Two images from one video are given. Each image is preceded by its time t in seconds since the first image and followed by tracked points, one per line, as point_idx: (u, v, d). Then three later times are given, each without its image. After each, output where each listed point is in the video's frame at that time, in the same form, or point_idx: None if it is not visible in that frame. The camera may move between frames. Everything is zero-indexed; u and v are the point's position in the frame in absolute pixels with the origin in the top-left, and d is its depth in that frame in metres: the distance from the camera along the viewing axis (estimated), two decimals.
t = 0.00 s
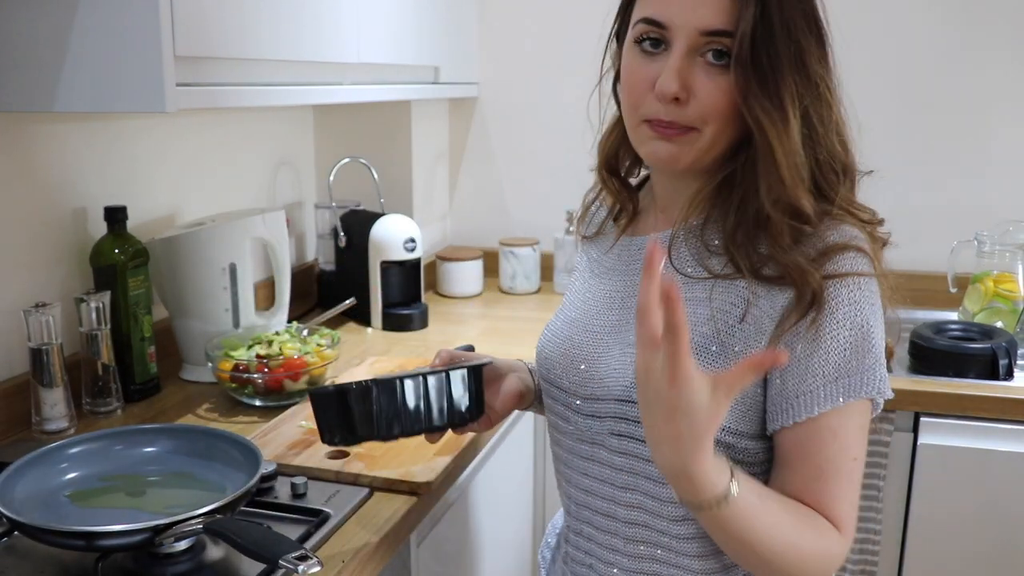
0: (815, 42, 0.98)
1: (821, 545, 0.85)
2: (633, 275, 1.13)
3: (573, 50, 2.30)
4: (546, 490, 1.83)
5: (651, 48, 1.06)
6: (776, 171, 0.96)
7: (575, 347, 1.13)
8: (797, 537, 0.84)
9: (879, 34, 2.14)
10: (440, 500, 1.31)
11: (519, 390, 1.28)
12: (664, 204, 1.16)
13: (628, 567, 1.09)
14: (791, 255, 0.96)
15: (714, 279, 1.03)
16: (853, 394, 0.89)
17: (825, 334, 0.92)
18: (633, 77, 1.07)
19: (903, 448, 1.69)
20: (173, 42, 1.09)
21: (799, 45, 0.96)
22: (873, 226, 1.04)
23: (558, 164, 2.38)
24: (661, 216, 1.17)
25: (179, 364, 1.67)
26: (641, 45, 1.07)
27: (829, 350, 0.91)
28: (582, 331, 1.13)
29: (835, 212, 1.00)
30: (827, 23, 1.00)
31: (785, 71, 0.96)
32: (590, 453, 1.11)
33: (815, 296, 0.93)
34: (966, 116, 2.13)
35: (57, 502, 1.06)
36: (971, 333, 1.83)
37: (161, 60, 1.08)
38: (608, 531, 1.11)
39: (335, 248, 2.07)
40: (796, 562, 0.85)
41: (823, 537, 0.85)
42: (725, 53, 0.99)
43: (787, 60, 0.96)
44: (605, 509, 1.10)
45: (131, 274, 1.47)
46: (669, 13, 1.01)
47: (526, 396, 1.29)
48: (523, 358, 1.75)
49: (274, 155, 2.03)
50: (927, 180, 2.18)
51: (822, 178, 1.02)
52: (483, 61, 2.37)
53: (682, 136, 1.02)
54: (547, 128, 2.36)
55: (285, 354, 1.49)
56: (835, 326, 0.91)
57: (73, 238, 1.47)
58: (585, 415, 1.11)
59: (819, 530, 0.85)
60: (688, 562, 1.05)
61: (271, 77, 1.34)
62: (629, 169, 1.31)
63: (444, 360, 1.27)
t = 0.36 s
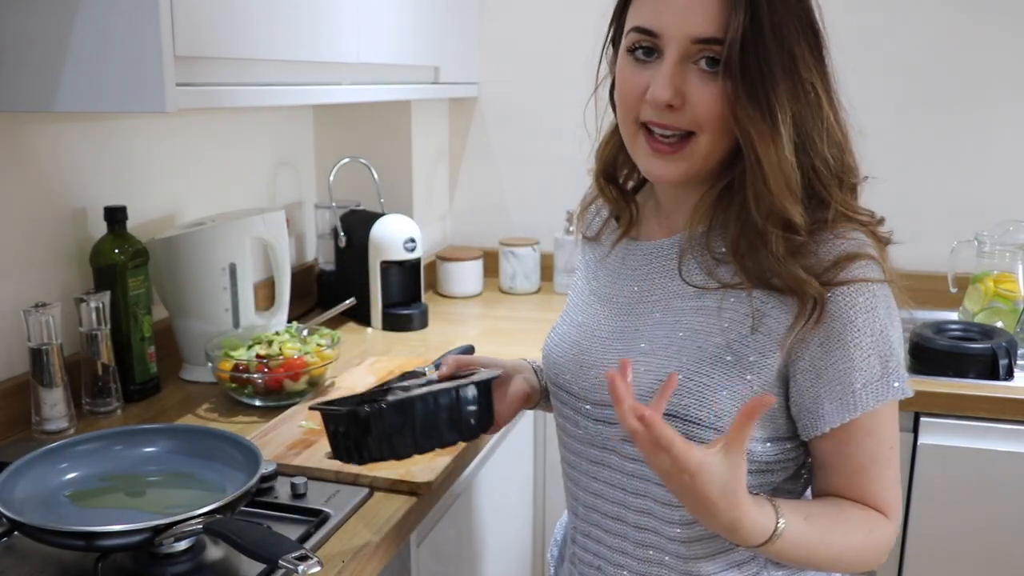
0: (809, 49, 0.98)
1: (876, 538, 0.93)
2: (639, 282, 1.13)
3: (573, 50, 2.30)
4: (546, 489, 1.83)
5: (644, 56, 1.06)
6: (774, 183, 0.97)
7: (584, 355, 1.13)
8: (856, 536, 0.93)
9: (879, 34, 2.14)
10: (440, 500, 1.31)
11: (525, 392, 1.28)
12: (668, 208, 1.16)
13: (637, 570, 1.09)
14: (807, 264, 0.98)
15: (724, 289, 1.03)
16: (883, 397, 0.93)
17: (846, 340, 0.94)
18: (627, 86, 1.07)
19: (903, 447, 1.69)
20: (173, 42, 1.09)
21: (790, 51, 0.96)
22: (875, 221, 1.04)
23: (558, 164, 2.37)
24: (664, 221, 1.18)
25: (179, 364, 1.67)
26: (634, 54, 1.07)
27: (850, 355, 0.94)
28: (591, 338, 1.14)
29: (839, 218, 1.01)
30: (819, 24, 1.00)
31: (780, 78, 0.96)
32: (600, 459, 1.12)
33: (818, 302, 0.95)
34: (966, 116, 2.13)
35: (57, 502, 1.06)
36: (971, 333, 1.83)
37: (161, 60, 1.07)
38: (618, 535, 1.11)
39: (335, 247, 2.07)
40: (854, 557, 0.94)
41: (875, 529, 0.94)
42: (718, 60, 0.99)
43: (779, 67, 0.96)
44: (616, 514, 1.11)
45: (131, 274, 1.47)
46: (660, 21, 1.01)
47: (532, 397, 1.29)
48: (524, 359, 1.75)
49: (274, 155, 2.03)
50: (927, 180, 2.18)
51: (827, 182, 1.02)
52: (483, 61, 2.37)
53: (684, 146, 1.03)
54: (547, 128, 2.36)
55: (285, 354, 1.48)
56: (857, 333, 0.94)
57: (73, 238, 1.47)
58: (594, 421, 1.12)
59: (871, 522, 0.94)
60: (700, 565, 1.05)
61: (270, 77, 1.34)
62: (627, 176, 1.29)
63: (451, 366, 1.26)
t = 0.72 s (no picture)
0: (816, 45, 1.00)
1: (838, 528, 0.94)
2: (648, 272, 1.14)
3: (573, 50, 2.30)
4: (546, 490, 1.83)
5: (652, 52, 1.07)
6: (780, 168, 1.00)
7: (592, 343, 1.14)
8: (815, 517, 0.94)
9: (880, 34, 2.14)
10: (439, 501, 1.31)
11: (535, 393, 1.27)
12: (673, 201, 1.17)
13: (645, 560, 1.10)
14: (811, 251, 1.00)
15: (732, 278, 1.05)
16: (870, 385, 0.95)
17: (844, 327, 0.96)
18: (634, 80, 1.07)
19: (903, 447, 1.69)
20: (173, 43, 1.09)
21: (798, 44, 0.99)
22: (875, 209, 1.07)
23: (558, 164, 2.37)
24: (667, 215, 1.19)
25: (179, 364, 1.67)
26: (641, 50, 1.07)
27: (847, 340, 0.96)
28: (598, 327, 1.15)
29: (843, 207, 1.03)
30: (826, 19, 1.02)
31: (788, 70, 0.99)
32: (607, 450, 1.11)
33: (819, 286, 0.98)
34: (965, 116, 2.13)
35: (57, 502, 1.06)
36: (971, 333, 1.83)
37: (161, 61, 1.07)
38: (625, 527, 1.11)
39: (334, 248, 2.07)
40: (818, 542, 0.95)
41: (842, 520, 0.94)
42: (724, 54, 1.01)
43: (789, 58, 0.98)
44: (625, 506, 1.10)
45: (132, 274, 1.47)
46: (666, 14, 1.02)
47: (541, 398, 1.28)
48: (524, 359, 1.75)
49: (274, 155, 2.03)
50: (927, 180, 2.18)
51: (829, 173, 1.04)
52: (482, 62, 2.37)
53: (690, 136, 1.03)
54: (547, 128, 2.36)
55: (285, 354, 1.48)
56: (854, 320, 0.96)
57: (73, 238, 1.47)
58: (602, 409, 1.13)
59: (837, 509, 0.94)
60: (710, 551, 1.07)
61: (270, 77, 1.34)
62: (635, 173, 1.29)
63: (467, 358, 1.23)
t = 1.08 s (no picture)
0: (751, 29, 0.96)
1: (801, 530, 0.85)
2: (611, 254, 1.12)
3: (573, 50, 2.30)
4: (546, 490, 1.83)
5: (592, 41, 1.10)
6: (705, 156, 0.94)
7: (551, 322, 1.14)
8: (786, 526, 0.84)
9: (880, 35, 2.14)
10: (439, 500, 1.31)
11: (477, 357, 1.31)
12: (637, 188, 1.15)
13: (585, 536, 1.09)
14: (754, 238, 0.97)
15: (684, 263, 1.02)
16: (819, 377, 0.89)
17: (795, 316, 0.92)
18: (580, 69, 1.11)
19: (903, 447, 1.69)
20: (173, 44, 1.09)
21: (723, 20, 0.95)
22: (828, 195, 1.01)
23: (558, 164, 2.37)
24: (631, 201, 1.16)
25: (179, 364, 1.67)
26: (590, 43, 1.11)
27: (803, 330, 0.91)
28: (556, 307, 1.15)
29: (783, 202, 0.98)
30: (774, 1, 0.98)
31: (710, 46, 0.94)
32: (556, 422, 1.12)
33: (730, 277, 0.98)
34: (966, 116, 2.13)
35: (57, 502, 1.06)
36: (971, 333, 1.83)
37: (161, 62, 1.07)
38: (570, 502, 1.10)
39: (334, 248, 2.06)
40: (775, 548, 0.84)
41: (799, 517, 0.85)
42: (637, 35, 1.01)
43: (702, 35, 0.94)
44: (571, 479, 1.10)
45: (131, 274, 1.47)
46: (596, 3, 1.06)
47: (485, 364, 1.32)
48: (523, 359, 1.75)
49: (274, 156, 2.03)
50: (927, 180, 2.18)
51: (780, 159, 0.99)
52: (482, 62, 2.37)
53: (619, 113, 1.04)
54: (547, 128, 2.36)
55: (285, 354, 1.49)
56: (809, 312, 0.92)
57: (73, 238, 1.47)
58: (555, 386, 1.13)
59: (804, 512, 0.85)
60: (650, 536, 1.04)
61: (270, 77, 1.34)
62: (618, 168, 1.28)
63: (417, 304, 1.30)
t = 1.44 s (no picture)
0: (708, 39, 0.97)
1: (770, 507, 0.90)
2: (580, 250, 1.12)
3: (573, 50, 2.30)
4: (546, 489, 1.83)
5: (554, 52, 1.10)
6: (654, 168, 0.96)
7: (518, 316, 1.14)
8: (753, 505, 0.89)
9: (880, 35, 2.13)
10: (439, 501, 1.31)
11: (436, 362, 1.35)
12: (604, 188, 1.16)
13: (546, 529, 1.10)
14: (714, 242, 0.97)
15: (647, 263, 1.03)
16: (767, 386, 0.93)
17: (763, 319, 0.94)
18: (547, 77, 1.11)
19: (903, 447, 1.69)
20: (172, 44, 1.09)
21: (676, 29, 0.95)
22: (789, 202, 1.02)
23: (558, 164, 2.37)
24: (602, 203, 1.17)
25: (179, 364, 1.67)
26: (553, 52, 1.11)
27: (770, 331, 0.94)
28: (524, 304, 1.14)
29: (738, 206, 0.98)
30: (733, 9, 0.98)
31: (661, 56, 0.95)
32: (523, 417, 1.12)
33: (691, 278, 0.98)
34: (966, 116, 2.13)
35: (57, 501, 1.06)
36: (971, 333, 1.83)
37: (161, 62, 1.07)
38: (535, 495, 1.11)
39: (334, 248, 2.06)
40: (743, 525, 0.90)
41: (766, 496, 0.90)
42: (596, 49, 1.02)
43: (652, 47, 0.95)
44: (538, 472, 1.10)
45: (131, 274, 1.47)
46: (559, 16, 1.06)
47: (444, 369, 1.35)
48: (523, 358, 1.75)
49: (274, 156, 2.03)
50: (927, 180, 2.18)
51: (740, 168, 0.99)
52: (482, 62, 2.37)
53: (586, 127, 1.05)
54: (547, 127, 2.36)
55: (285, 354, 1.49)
56: (777, 315, 0.94)
57: (73, 238, 1.47)
58: (522, 380, 1.12)
59: (772, 491, 0.90)
60: (611, 529, 1.05)
61: (271, 77, 1.34)
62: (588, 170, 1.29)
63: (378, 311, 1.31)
